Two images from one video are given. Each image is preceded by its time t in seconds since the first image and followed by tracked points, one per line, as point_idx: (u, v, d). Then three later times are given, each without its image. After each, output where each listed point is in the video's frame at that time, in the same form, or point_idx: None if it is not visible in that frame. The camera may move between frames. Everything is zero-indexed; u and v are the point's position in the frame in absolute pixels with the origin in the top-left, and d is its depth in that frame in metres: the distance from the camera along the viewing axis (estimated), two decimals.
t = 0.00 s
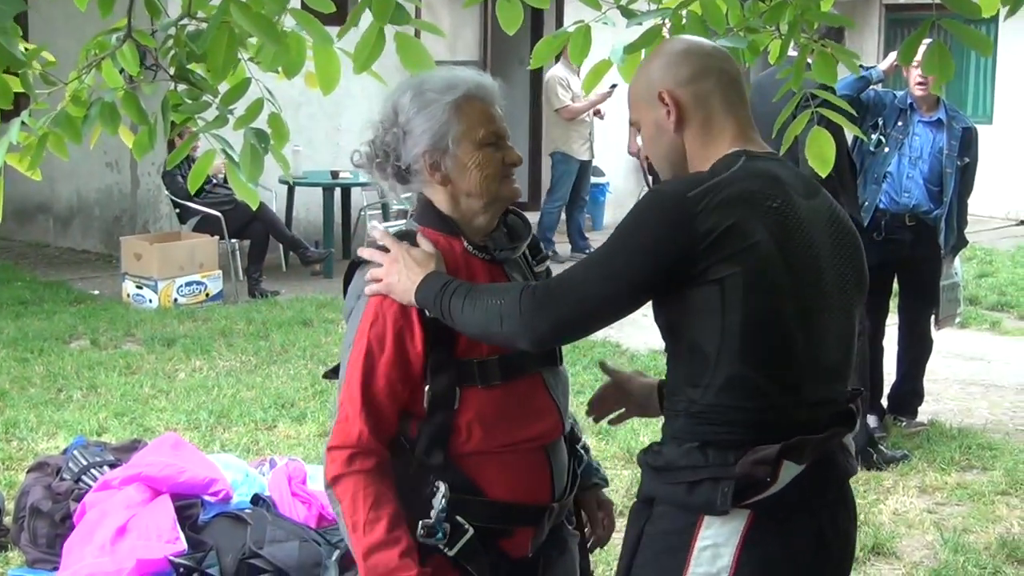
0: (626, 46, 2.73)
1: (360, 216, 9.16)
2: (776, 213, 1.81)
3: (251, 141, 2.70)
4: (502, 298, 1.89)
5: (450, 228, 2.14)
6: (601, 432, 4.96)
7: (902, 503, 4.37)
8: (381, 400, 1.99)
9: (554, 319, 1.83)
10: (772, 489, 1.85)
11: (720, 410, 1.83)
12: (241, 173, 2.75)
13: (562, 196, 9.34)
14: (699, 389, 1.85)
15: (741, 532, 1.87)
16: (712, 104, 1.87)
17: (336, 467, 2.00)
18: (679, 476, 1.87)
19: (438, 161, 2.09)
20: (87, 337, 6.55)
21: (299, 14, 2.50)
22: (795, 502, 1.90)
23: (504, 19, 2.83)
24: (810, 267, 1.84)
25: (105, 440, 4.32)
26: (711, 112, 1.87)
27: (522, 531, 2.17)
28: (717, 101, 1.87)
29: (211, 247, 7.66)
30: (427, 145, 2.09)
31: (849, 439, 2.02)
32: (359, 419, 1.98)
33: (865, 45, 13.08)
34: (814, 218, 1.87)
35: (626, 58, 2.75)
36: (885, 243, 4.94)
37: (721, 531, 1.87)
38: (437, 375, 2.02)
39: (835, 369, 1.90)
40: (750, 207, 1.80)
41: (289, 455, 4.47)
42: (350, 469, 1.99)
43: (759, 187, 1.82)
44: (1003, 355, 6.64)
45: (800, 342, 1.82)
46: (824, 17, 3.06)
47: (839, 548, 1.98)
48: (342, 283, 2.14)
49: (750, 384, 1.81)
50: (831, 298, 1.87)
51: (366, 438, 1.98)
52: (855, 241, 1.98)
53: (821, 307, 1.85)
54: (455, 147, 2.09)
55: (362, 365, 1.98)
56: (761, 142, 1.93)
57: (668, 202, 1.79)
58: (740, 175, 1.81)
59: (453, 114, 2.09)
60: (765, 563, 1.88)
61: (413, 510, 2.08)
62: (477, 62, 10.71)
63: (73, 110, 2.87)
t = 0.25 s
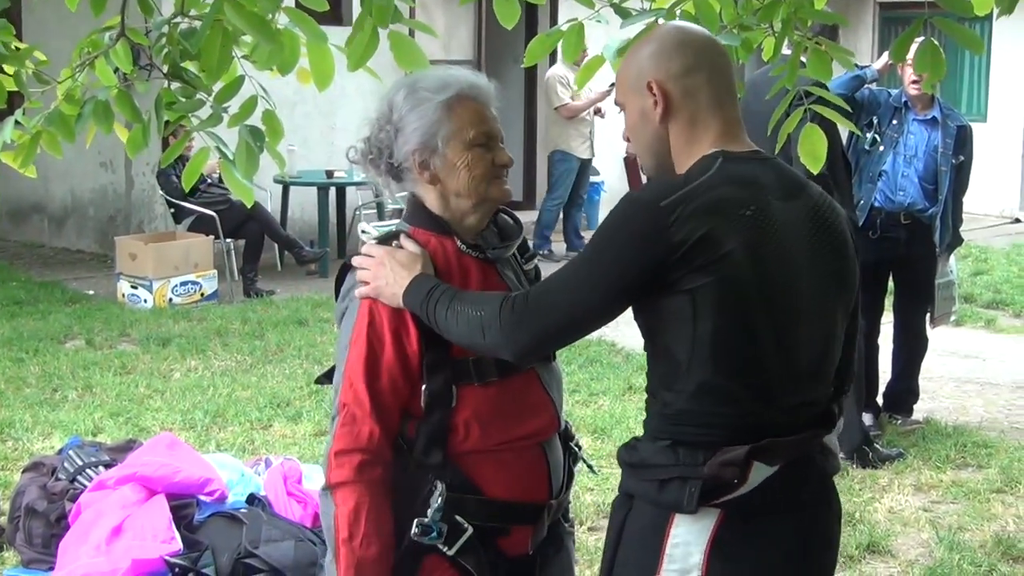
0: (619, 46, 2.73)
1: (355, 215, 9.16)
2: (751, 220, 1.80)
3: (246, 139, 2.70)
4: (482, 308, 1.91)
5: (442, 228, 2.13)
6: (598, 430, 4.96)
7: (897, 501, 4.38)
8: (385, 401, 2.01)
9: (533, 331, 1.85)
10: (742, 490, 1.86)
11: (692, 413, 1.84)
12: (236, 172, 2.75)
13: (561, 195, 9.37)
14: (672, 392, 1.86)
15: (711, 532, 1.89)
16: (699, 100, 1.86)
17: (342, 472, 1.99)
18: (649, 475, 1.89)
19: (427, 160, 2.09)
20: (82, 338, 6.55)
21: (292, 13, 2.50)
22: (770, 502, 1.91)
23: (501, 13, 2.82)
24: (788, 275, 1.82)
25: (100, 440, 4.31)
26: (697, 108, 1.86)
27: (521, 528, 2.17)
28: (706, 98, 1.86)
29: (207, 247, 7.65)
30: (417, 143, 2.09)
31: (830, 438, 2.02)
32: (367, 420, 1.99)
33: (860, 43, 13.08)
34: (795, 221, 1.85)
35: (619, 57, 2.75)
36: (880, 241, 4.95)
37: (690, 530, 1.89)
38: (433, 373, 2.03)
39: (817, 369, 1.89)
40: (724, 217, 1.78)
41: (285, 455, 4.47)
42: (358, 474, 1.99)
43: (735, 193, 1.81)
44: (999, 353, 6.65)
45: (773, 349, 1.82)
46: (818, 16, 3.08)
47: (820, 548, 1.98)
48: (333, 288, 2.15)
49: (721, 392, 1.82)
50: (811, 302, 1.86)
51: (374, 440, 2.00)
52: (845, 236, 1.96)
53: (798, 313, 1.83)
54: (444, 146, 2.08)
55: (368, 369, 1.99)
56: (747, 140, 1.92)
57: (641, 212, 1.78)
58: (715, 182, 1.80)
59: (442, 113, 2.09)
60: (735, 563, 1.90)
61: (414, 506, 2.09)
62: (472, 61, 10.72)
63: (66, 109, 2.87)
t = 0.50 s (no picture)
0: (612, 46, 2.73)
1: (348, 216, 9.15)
2: (727, 229, 1.80)
3: (238, 137, 2.69)
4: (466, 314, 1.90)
5: (433, 228, 2.12)
6: (591, 430, 4.96)
7: (890, 500, 4.39)
8: (373, 399, 2.00)
9: (513, 337, 1.86)
10: (711, 498, 1.87)
11: (665, 417, 1.86)
12: (228, 171, 2.74)
13: (558, 196, 9.37)
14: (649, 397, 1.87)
15: (683, 536, 1.91)
16: (691, 102, 1.86)
17: (330, 470, 1.99)
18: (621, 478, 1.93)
19: (417, 160, 2.09)
20: (75, 338, 6.54)
21: (285, 13, 2.50)
22: (744, 511, 1.92)
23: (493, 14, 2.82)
24: (762, 282, 1.82)
25: (93, 442, 4.31)
26: (691, 109, 1.85)
27: (511, 528, 2.17)
28: (700, 100, 1.86)
29: (199, 248, 7.64)
30: (408, 143, 2.09)
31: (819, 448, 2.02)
32: (355, 419, 1.99)
33: (853, 42, 13.09)
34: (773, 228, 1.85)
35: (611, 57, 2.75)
36: (874, 241, 4.98)
37: (659, 534, 1.92)
38: (422, 372, 2.02)
39: (793, 372, 1.90)
40: (700, 225, 1.79)
41: (277, 455, 4.47)
42: (346, 471, 1.99)
43: (712, 200, 1.81)
44: (992, 352, 6.66)
45: (746, 355, 1.82)
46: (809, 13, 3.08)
47: (798, 560, 1.99)
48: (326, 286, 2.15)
49: (691, 399, 1.83)
50: (788, 308, 1.86)
51: (362, 438, 1.99)
52: (827, 239, 1.96)
53: (773, 320, 1.84)
54: (434, 146, 2.08)
55: (354, 366, 1.98)
56: (739, 143, 1.92)
57: (617, 220, 1.79)
58: (690, 189, 1.81)
59: (434, 113, 2.09)
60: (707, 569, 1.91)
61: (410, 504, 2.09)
62: (465, 62, 10.71)
63: (58, 109, 2.87)
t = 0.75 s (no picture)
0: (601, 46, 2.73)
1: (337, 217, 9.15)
2: (705, 228, 1.81)
3: (227, 140, 2.69)
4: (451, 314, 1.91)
5: (421, 229, 2.12)
6: (581, 431, 4.96)
7: (879, 501, 4.39)
8: (360, 398, 2.00)
9: (494, 341, 1.86)
10: (689, 501, 1.87)
11: (644, 418, 1.87)
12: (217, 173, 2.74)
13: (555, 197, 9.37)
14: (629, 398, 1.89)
15: (661, 539, 1.91)
16: (680, 105, 1.86)
17: (319, 470, 1.99)
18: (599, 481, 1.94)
19: (406, 160, 2.09)
20: (64, 340, 6.53)
21: (274, 14, 2.49)
22: (725, 516, 1.92)
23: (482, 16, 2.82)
24: (741, 282, 1.83)
25: (83, 444, 4.30)
26: (679, 111, 1.86)
27: (499, 528, 2.17)
28: (688, 102, 1.86)
29: (188, 249, 7.63)
30: (397, 143, 2.09)
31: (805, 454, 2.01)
32: (342, 419, 1.98)
33: (842, 43, 13.11)
34: (754, 230, 1.85)
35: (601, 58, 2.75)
36: (865, 241, 4.98)
37: (639, 538, 1.92)
38: (410, 372, 2.02)
39: (776, 376, 1.90)
40: (678, 225, 1.79)
41: (268, 457, 4.46)
42: (335, 471, 1.99)
43: (691, 200, 1.82)
44: (981, 352, 6.67)
45: (724, 356, 1.83)
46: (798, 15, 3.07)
47: (781, 565, 1.99)
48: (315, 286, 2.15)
49: (668, 398, 1.84)
50: (769, 309, 1.86)
51: (350, 438, 1.99)
52: (814, 243, 1.95)
53: (752, 322, 1.84)
54: (423, 147, 2.08)
55: (341, 367, 1.98)
56: (728, 145, 1.92)
57: (596, 220, 1.80)
58: (670, 188, 1.81)
59: (424, 114, 2.09)
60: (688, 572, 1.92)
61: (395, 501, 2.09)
62: (455, 63, 10.72)
63: (48, 111, 2.86)
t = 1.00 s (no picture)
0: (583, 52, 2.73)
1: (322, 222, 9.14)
2: (693, 231, 1.82)
3: (211, 145, 2.69)
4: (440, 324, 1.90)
5: (401, 234, 2.12)
6: (565, 436, 4.96)
7: (863, 504, 4.40)
8: (336, 403, 2.00)
9: (484, 348, 1.85)
10: (669, 498, 1.87)
11: (625, 417, 1.88)
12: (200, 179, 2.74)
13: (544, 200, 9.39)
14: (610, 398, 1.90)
15: (642, 536, 1.91)
16: (666, 108, 1.86)
17: (294, 475, 1.99)
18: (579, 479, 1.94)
19: (386, 165, 2.09)
20: (47, 346, 6.51)
21: (255, 19, 2.49)
22: (706, 514, 1.93)
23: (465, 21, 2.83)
24: (726, 285, 1.84)
25: (66, 450, 4.29)
26: (666, 115, 1.86)
27: (479, 533, 2.17)
28: (675, 105, 1.87)
29: (172, 255, 7.62)
30: (377, 148, 2.09)
31: (784, 453, 2.02)
32: (316, 424, 1.98)
33: (825, 47, 13.15)
34: (739, 233, 1.87)
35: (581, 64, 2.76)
36: (849, 244, 5.00)
37: (619, 534, 1.92)
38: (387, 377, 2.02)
39: (757, 378, 1.91)
40: (666, 228, 1.80)
41: (252, 462, 4.46)
42: (309, 476, 1.99)
43: (678, 202, 1.83)
44: (964, 356, 6.69)
45: (708, 359, 1.84)
46: (781, 20, 3.08)
47: (758, 563, 2.00)
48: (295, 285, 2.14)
49: (653, 399, 1.85)
50: (752, 312, 1.87)
51: (325, 443, 1.99)
52: (798, 247, 1.97)
53: (736, 325, 1.86)
54: (403, 152, 2.08)
55: (316, 372, 1.98)
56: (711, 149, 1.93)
57: (585, 224, 1.80)
58: (657, 191, 1.82)
59: (405, 119, 2.09)
60: (668, 568, 1.92)
61: (373, 506, 2.08)
62: (438, 68, 10.72)
63: (29, 118, 2.86)
